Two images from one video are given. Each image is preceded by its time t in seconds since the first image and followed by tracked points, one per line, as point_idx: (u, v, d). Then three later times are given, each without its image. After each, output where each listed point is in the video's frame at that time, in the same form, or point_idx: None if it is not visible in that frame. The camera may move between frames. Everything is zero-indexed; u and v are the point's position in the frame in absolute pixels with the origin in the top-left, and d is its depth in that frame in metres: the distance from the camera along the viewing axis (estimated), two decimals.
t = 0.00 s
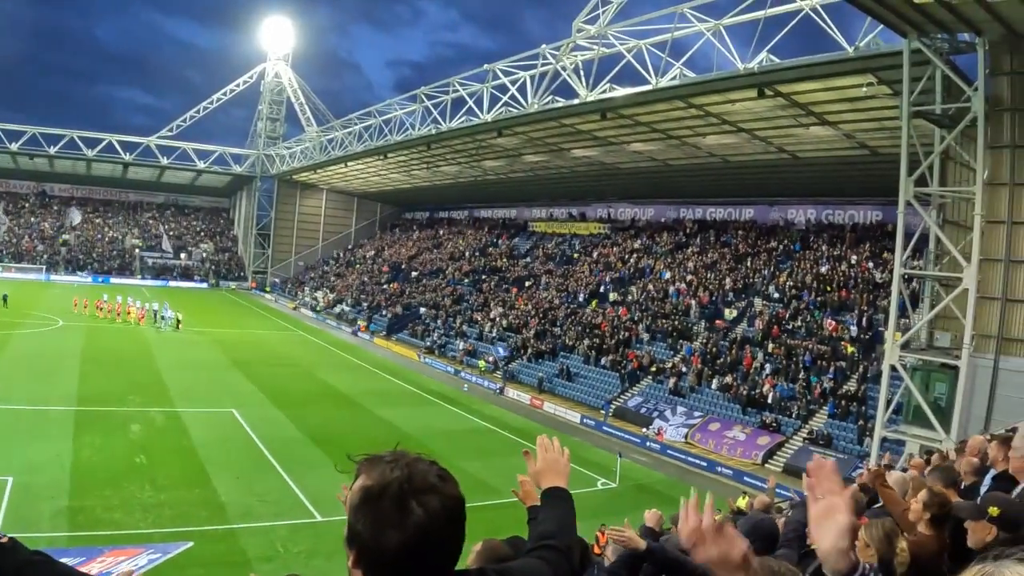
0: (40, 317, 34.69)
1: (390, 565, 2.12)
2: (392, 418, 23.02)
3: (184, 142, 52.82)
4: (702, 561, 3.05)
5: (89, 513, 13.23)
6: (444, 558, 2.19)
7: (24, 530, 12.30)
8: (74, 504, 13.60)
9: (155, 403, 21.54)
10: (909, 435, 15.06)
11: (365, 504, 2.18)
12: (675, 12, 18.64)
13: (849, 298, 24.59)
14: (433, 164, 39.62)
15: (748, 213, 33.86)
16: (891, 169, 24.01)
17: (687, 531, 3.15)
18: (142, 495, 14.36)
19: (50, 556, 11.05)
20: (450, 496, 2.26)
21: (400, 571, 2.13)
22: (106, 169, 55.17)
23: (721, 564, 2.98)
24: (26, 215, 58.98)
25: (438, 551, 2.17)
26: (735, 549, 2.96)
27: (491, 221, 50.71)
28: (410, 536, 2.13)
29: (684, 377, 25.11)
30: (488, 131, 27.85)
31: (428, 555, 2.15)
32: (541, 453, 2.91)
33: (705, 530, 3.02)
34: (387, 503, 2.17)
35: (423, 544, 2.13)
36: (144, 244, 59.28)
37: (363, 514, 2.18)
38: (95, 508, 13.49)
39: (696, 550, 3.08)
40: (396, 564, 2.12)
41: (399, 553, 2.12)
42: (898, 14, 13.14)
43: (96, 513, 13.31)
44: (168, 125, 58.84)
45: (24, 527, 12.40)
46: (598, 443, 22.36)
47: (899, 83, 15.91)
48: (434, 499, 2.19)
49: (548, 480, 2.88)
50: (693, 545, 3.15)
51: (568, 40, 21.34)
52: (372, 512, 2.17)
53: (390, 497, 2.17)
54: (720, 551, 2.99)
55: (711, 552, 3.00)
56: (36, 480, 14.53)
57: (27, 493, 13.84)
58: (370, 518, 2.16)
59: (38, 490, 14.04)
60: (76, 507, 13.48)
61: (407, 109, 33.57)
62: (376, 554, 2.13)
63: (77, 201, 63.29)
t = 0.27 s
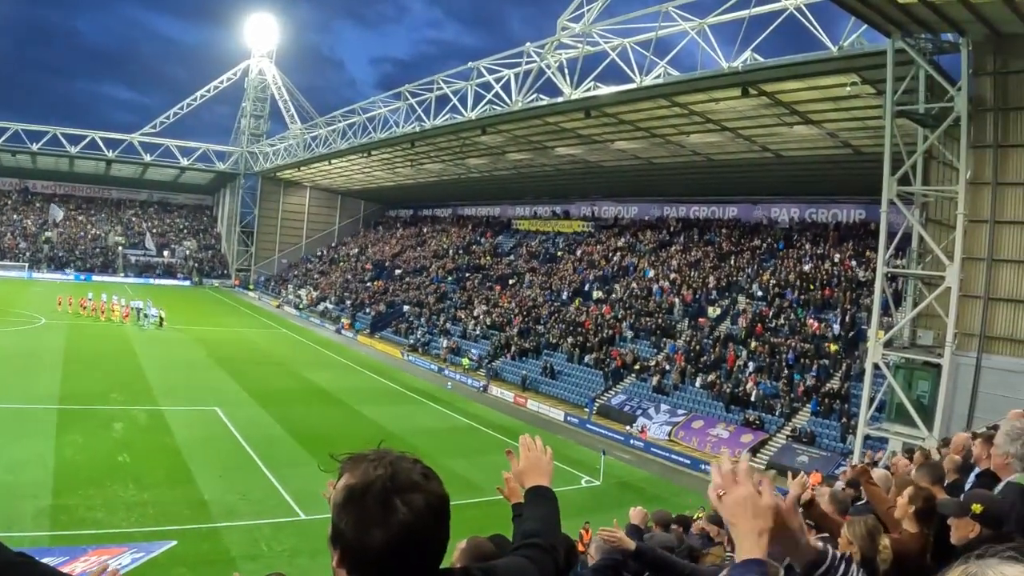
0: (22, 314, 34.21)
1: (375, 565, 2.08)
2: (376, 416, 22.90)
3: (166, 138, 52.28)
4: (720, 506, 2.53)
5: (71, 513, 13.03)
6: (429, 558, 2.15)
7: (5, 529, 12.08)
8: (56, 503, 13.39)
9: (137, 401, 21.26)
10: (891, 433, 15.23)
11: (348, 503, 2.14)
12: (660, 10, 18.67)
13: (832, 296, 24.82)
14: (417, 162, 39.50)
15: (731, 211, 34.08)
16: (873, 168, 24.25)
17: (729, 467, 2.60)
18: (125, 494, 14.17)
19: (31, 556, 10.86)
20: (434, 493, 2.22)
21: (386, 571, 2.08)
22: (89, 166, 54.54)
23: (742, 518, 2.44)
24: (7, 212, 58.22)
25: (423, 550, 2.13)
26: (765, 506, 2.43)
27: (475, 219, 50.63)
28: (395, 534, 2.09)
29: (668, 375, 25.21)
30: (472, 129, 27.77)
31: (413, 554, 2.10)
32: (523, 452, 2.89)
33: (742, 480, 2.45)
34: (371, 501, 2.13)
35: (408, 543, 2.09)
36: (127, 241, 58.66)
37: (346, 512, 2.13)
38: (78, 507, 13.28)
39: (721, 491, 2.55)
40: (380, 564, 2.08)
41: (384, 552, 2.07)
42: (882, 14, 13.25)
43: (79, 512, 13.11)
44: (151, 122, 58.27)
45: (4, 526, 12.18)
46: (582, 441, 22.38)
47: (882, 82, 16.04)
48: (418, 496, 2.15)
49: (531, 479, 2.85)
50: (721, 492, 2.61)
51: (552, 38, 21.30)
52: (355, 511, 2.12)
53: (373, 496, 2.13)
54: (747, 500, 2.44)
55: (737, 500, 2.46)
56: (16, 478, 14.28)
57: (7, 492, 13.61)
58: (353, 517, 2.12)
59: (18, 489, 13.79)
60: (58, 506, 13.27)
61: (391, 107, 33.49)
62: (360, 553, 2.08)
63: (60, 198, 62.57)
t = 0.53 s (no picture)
0: (13, 313, 33.99)
1: (366, 565, 2.06)
2: (369, 414, 22.84)
3: (158, 136, 51.99)
4: (726, 501, 2.73)
5: (64, 511, 12.94)
6: (421, 556, 2.12)
7: None
8: (49, 501, 13.31)
9: (129, 399, 21.15)
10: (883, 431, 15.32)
11: (339, 501, 2.12)
12: (653, 8, 18.69)
13: (825, 295, 24.93)
14: (410, 160, 39.42)
15: (723, 210, 34.12)
16: (866, 167, 24.34)
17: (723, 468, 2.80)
18: (117, 492, 14.08)
19: (24, 555, 10.78)
20: (427, 490, 2.19)
21: (378, 570, 2.06)
22: (80, 164, 54.23)
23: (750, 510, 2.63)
24: None
25: (415, 548, 2.10)
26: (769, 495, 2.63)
27: (467, 217, 50.55)
28: (386, 531, 2.06)
29: (661, 373, 25.26)
30: (465, 127, 27.70)
31: (405, 553, 2.08)
32: (517, 450, 2.88)
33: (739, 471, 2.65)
34: (362, 499, 2.11)
35: (400, 542, 2.07)
36: (119, 239, 58.36)
37: (337, 510, 2.12)
38: (70, 506, 13.20)
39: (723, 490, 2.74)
40: (370, 563, 2.06)
41: (375, 551, 2.05)
42: (875, 13, 13.30)
43: (72, 510, 13.02)
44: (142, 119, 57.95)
45: None
46: (575, 439, 22.38)
47: (875, 81, 16.10)
48: (409, 493, 2.13)
49: (524, 478, 2.83)
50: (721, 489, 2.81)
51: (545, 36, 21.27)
52: (346, 509, 2.11)
53: (365, 493, 2.11)
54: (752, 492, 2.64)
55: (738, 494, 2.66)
56: (8, 477, 14.17)
57: None
58: (345, 515, 2.10)
59: (10, 488, 13.69)
60: (51, 505, 13.18)
61: (384, 104, 33.38)
62: (352, 552, 2.06)
63: (53, 195, 62.34)
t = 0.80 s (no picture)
0: (12, 312, 33.97)
1: (363, 561, 2.06)
2: (368, 413, 22.86)
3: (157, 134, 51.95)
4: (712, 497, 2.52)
5: (64, 510, 12.93)
6: (416, 559, 2.12)
7: None
8: (49, 500, 13.30)
9: (129, 398, 21.16)
10: (882, 429, 15.34)
11: (337, 499, 2.13)
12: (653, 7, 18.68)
13: (824, 294, 24.93)
14: (409, 159, 39.41)
15: (723, 208, 34.14)
16: (865, 165, 24.34)
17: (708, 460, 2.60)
18: (117, 491, 14.07)
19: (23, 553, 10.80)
20: (424, 488, 2.19)
21: (376, 567, 2.07)
22: (79, 162, 54.15)
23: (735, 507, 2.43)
24: None
25: (413, 546, 2.10)
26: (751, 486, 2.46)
27: (467, 216, 50.53)
28: (385, 529, 2.06)
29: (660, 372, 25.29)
30: (465, 126, 27.68)
31: (401, 554, 2.08)
32: (518, 449, 2.87)
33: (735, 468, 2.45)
34: (360, 497, 2.11)
35: (395, 543, 2.07)
36: (118, 238, 58.33)
37: (335, 506, 2.12)
38: (70, 505, 13.19)
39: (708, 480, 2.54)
40: (369, 560, 2.06)
41: (371, 549, 2.06)
42: (875, 12, 13.29)
43: (72, 509, 13.02)
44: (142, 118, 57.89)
45: None
46: (575, 438, 22.39)
47: (874, 79, 16.10)
48: (407, 490, 2.13)
49: (525, 477, 2.81)
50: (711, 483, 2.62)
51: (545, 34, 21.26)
52: (344, 507, 2.11)
53: (362, 491, 2.11)
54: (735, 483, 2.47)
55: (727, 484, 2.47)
56: (7, 476, 14.16)
57: None
58: (343, 512, 2.10)
59: (10, 486, 13.70)
60: (50, 503, 13.18)
61: (383, 103, 33.36)
62: (347, 549, 2.07)
63: (52, 194, 62.29)
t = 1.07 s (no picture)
0: (12, 311, 33.98)
1: (360, 558, 2.07)
2: (369, 412, 22.88)
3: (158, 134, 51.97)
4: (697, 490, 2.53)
5: (64, 510, 12.95)
6: (415, 557, 2.12)
7: None
8: (50, 500, 13.32)
9: (129, 397, 21.18)
10: (883, 429, 15.33)
11: (334, 496, 2.13)
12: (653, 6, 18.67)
13: (825, 293, 24.92)
14: (410, 158, 39.41)
15: (724, 207, 34.11)
16: (866, 164, 24.32)
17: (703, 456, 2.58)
18: (117, 490, 14.09)
19: (23, 553, 10.82)
20: (421, 484, 2.19)
21: (374, 562, 2.08)
22: (80, 162, 54.15)
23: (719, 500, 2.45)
24: None
25: (412, 543, 2.10)
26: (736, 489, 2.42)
27: (468, 215, 50.52)
28: (382, 525, 2.07)
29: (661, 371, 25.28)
30: (466, 125, 27.67)
31: (400, 551, 2.09)
32: (518, 454, 2.90)
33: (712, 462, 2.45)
34: (356, 493, 2.12)
35: (394, 540, 2.07)
36: (119, 237, 58.35)
37: (333, 502, 2.13)
38: (70, 504, 13.20)
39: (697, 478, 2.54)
40: (367, 556, 2.06)
41: (368, 545, 2.06)
42: (876, 11, 13.28)
43: (72, 509, 13.03)
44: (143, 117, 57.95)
45: None
46: (576, 437, 22.40)
47: (875, 78, 16.08)
48: (404, 486, 2.13)
49: (525, 482, 2.83)
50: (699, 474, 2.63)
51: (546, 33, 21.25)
52: (341, 503, 2.12)
53: (360, 486, 2.12)
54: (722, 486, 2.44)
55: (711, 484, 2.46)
56: (8, 476, 14.18)
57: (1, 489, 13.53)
58: (340, 509, 2.11)
59: (11, 486, 13.72)
60: (51, 503, 13.20)
61: (384, 102, 33.37)
62: (345, 546, 2.08)
63: (52, 193, 62.31)
